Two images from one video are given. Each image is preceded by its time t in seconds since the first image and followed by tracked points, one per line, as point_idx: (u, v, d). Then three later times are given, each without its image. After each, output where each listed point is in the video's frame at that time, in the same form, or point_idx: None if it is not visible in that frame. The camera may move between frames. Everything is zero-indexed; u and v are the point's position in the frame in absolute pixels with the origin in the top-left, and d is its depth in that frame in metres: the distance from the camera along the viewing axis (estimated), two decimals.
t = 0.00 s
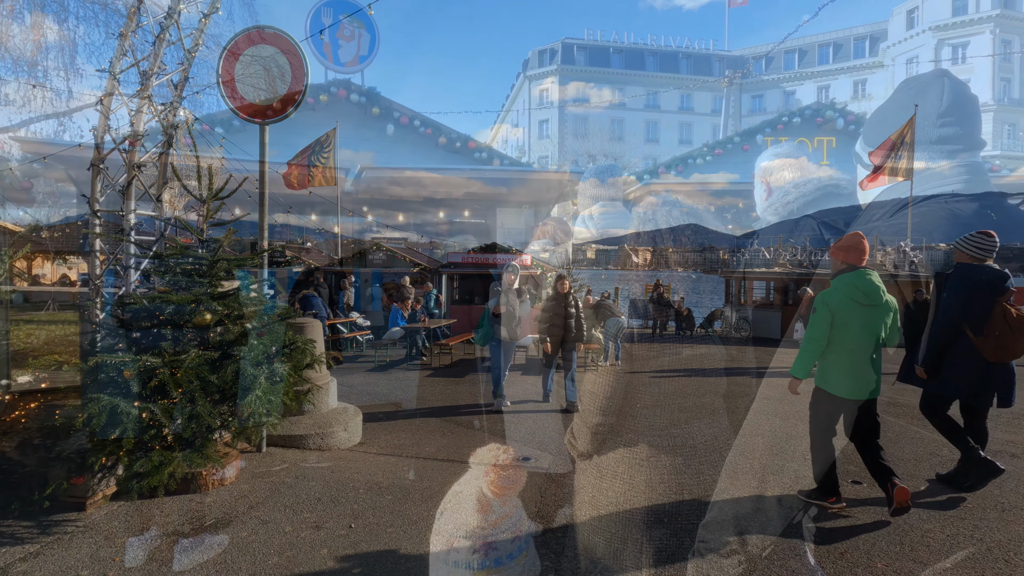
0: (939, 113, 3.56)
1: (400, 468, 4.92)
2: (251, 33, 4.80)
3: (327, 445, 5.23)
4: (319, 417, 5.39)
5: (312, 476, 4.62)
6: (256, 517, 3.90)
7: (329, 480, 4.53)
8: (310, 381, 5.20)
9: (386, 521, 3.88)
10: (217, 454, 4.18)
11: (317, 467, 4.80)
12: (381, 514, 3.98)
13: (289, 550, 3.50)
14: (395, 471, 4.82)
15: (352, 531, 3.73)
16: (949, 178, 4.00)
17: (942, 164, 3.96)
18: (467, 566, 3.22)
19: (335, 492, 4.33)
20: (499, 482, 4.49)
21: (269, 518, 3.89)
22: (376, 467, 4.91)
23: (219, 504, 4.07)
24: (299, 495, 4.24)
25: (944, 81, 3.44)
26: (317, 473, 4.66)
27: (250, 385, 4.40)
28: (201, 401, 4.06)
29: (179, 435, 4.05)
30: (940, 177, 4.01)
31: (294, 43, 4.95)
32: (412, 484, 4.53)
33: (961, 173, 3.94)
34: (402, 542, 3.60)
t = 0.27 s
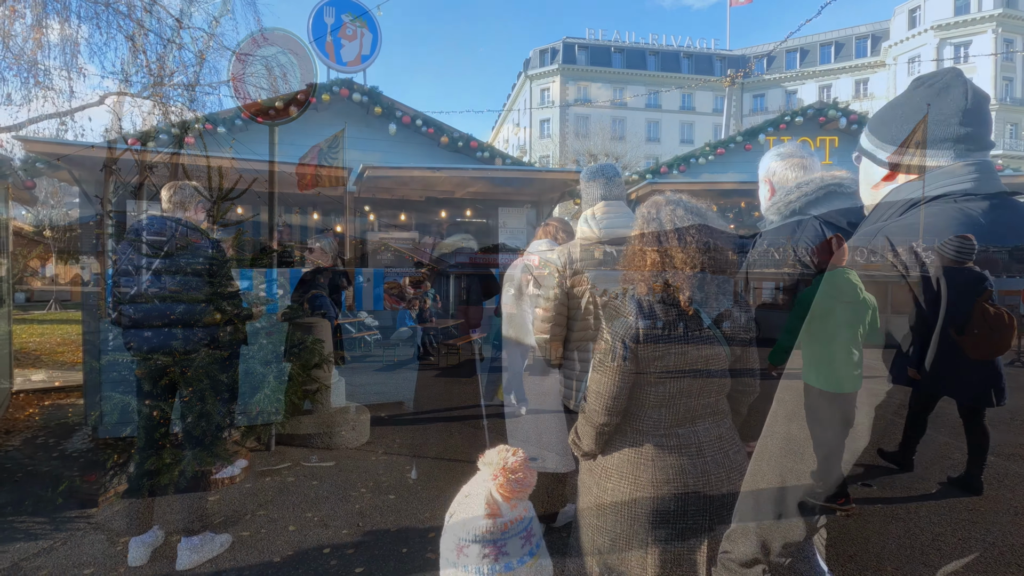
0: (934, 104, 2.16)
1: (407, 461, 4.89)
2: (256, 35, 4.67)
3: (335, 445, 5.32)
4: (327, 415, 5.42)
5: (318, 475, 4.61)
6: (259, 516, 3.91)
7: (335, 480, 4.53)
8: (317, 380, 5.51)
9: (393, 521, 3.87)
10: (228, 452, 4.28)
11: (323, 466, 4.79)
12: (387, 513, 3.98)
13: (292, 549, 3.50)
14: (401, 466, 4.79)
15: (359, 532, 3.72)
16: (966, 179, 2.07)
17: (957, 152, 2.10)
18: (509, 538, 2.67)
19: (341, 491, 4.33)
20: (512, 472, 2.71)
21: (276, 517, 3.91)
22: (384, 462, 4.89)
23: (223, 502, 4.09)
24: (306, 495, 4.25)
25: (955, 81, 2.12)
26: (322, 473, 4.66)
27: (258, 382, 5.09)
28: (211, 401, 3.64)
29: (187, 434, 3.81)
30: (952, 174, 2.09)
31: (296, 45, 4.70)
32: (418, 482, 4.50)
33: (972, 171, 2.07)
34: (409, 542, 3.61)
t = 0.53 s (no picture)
0: (942, 95, 1.24)
1: (408, 461, 4.89)
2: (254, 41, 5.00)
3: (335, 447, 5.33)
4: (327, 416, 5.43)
5: (318, 474, 4.61)
6: (259, 516, 3.91)
7: (335, 479, 4.53)
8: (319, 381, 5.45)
9: (393, 519, 3.87)
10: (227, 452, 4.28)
11: (323, 465, 4.79)
12: (387, 513, 3.98)
13: (292, 549, 3.50)
14: (402, 465, 4.79)
15: (359, 531, 3.72)
16: (964, 189, 1.17)
17: (964, 156, 1.20)
18: (584, 544, 1.56)
19: (342, 490, 4.33)
20: (595, 471, 1.58)
21: (276, 516, 3.91)
22: (384, 462, 4.89)
23: (223, 502, 4.09)
24: (306, 494, 4.25)
25: (971, 84, 1.25)
26: (322, 472, 4.65)
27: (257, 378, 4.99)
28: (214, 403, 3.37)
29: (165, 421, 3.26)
30: (958, 179, 1.19)
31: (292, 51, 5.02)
32: (419, 480, 4.50)
33: (979, 171, 1.18)
34: (408, 540, 3.61)
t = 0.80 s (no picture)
0: (942, 97, 1.20)
1: (407, 462, 4.88)
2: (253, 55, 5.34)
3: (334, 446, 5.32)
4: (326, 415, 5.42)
5: (317, 474, 4.61)
6: (259, 516, 3.90)
7: (334, 479, 4.52)
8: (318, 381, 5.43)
9: (392, 520, 3.87)
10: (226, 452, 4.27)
11: (323, 465, 4.78)
12: (386, 513, 3.97)
13: (292, 549, 3.49)
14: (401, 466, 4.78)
15: (358, 531, 3.71)
16: (971, 190, 1.17)
17: (970, 157, 1.19)
18: (689, 550, 1.32)
19: (341, 490, 4.32)
20: (698, 476, 1.35)
21: (275, 515, 3.90)
22: (383, 462, 4.88)
23: (223, 502, 4.08)
24: (305, 494, 4.24)
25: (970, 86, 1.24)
26: (321, 472, 4.65)
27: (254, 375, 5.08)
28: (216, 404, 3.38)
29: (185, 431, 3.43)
30: (975, 178, 1.17)
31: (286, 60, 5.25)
32: (418, 480, 4.49)
33: (982, 172, 1.17)
34: (407, 540, 3.60)
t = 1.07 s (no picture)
0: (938, 95, 1.19)
1: (408, 462, 4.87)
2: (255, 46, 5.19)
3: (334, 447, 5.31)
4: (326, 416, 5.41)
5: (318, 474, 4.60)
6: (259, 515, 3.90)
7: (334, 479, 4.51)
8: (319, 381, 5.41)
9: (393, 520, 3.86)
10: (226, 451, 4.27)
11: (323, 464, 4.78)
12: (386, 513, 3.96)
13: (292, 549, 3.49)
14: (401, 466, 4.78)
15: (358, 531, 3.71)
16: (973, 191, 1.16)
17: (963, 159, 1.18)
18: (734, 550, 1.32)
19: (341, 490, 4.31)
20: (745, 476, 1.34)
21: (275, 515, 3.90)
22: (383, 462, 4.87)
23: (223, 502, 4.08)
24: (305, 494, 4.24)
25: (972, 79, 1.18)
26: (321, 472, 4.64)
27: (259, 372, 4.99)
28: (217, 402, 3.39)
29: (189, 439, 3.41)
30: (967, 182, 1.16)
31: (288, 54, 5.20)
32: (419, 480, 4.49)
33: (987, 171, 1.16)
34: (408, 540, 3.59)
